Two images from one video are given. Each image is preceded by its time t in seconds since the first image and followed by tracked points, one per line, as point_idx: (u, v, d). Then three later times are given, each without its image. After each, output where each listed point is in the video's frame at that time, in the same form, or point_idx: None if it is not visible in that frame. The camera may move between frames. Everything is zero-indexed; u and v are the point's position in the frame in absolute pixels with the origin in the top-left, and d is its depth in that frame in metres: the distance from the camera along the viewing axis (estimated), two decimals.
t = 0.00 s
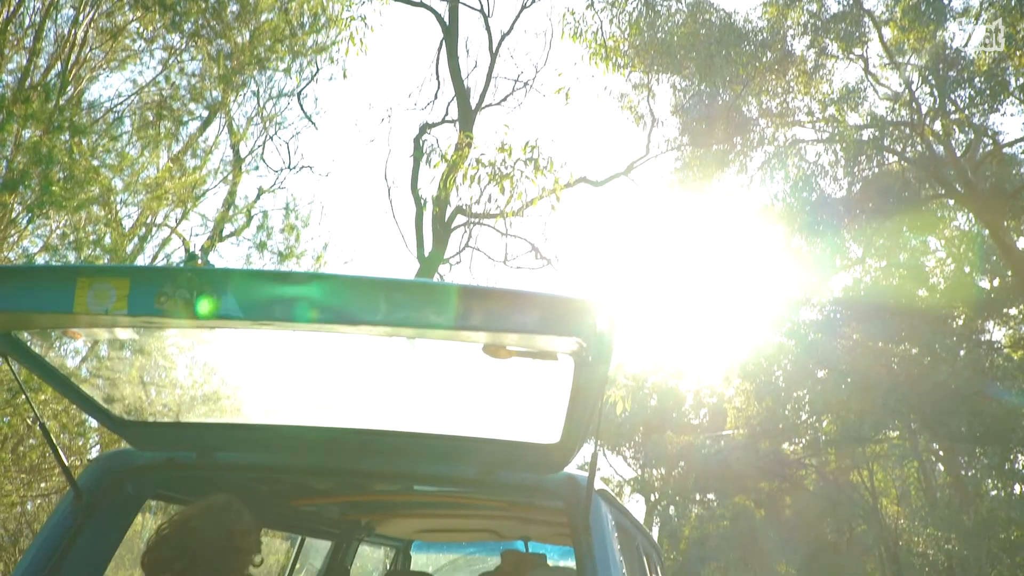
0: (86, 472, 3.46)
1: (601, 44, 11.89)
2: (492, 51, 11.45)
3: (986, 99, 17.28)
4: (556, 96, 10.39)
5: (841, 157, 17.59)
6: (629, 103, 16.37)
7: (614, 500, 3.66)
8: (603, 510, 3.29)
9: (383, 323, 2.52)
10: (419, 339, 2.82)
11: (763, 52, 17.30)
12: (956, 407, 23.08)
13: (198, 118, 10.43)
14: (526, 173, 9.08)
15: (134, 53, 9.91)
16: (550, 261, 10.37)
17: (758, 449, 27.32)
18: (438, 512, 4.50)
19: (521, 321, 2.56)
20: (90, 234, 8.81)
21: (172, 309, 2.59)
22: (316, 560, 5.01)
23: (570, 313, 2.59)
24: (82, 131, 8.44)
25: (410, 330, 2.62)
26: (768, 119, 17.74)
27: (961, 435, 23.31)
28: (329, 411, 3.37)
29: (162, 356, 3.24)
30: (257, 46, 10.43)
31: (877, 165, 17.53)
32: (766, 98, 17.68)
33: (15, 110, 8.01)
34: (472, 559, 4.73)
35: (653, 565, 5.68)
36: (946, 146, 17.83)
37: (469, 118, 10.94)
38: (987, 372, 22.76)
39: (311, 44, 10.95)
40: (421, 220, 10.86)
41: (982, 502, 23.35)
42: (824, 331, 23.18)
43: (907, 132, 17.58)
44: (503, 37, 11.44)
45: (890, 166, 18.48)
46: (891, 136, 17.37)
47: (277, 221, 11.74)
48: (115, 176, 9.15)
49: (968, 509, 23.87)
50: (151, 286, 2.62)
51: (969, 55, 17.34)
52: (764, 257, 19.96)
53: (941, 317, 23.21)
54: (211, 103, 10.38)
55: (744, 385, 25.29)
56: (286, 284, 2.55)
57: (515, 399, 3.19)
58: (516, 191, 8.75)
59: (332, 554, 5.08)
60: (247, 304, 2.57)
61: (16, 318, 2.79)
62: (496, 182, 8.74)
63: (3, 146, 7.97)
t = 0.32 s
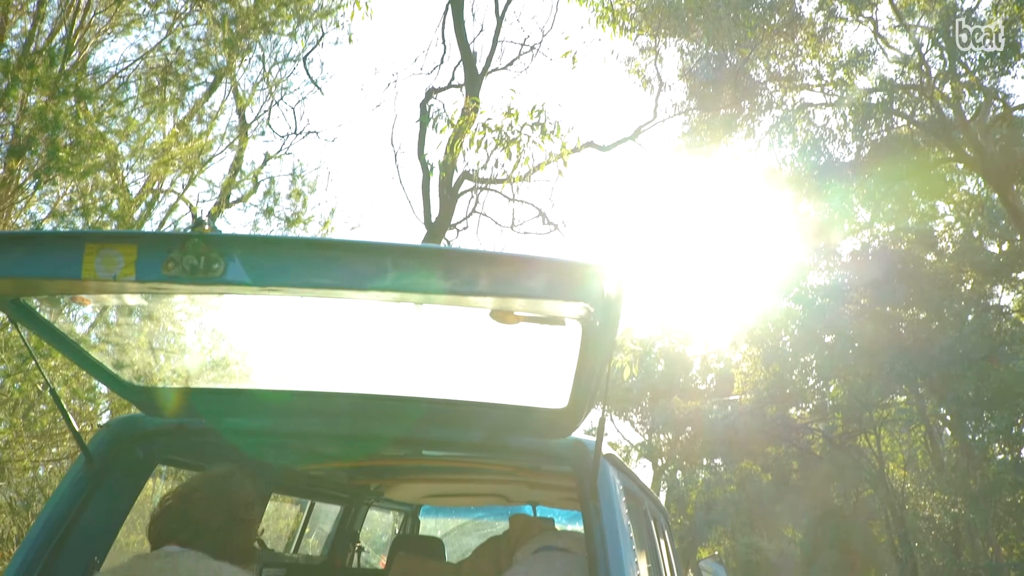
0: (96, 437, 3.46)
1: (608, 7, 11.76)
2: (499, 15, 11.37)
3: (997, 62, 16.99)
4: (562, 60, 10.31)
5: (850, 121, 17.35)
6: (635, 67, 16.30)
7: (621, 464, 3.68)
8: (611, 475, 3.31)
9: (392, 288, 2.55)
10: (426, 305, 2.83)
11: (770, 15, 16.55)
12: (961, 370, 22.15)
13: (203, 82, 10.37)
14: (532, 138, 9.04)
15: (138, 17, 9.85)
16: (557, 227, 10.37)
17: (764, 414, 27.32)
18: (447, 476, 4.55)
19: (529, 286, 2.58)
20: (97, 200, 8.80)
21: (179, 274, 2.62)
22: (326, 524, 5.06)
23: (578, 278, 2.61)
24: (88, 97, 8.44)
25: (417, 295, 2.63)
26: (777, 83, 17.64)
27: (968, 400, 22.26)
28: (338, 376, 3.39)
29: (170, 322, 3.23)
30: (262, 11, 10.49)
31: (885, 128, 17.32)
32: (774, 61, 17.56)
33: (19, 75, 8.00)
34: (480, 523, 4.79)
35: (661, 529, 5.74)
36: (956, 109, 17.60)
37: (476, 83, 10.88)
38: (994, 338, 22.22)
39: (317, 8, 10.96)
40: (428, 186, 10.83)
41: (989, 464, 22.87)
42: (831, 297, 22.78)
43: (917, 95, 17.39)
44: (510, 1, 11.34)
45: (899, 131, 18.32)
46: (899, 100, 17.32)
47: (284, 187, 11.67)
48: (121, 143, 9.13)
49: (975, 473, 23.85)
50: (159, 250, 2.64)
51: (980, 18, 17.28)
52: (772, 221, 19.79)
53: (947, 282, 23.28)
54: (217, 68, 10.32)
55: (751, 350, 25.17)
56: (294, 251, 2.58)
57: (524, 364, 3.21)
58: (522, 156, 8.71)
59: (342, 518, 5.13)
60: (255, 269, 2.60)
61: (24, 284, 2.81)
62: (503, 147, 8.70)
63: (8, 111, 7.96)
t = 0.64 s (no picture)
0: (105, 401, 3.47)
1: None
2: None
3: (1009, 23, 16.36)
4: (569, 23, 10.26)
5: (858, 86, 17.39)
6: (642, 31, 16.16)
7: (628, 427, 3.70)
8: (617, 439, 3.30)
9: (397, 253, 2.57)
10: (433, 270, 2.83)
11: None
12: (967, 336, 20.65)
13: (209, 48, 10.32)
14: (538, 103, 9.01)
15: None
16: (563, 193, 10.37)
17: (770, 378, 27.12)
18: (460, 441, 4.63)
19: (538, 252, 2.61)
20: (102, 165, 8.74)
21: (186, 240, 2.63)
22: (334, 488, 5.09)
23: (586, 241, 2.62)
24: (92, 62, 8.40)
25: (424, 260, 2.66)
26: (784, 47, 17.66)
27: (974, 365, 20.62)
28: (347, 340, 3.42)
29: (177, 287, 3.26)
30: None
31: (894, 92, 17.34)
32: (781, 25, 17.40)
33: (23, 40, 7.96)
34: (486, 487, 4.96)
35: (666, 492, 5.80)
36: (964, 73, 17.56)
37: (481, 48, 10.82)
38: (1003, 304, 20.75)
39: None
40: (434, 151, 10.83)
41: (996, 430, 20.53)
42: (838, 262, 22.16)
43: (926, 59, 17.35)
44: None
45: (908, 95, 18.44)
46: (908, 63, 17.15)
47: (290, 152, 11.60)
48: (126, 108, 9.11)
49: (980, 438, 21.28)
50: (166, 216, 2.64)
51: None
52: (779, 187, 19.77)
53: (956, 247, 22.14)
54: (222, 33, 10.28)
55: (757, 316, 25.04)
56: (299, 217, 2.60)
57: (532, 329, 3.24)
58: (528, 121, 8.68)
59: (350, 481, 5.15)
60: (262, 235, 2.61)
61: (31, 250, 2.83)
62: (508, 113, 8.67)
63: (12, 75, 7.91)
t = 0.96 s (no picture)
0: (112, 368, 3.49)
1: None
2: None
3: None
4: None
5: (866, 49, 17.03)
6: None
7: (634, 394, 3.72)
8: (624, 405, 3.30)
9: (403, 220, 2.58)
10: (439, 236, 2.84)
11: None
12: (973, 301, 19.90)
13: (212, 13, 10.27)
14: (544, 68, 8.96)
15: None
16: (569, 158, 10.34)
17: (776, 345, 27.01)
18: (466, 407, 4.66)
19: (543, 217, 2.60)
20: (106, 132, 8.72)
21: (191, 206, 2.64)
22: (341, 454, 5.11)
23: (592, 206, 2.62)
24: (95, 27, 8.36)
25: (430, 226, 2.68)
26: (792, 12, 17.30)
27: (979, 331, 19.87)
28: (352, 307, 3.43)
29: (184, 255, 3.27)
30: None
31: (903, 57, 16.77)
32: None
33: (26, 5, 7.89)
34: (492, 453, 5.00)
35: (672, 460, 5.82)
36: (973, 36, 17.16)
37: (486, 12, 10.74)
38: (1010, 270, 19.96)
39: None
40: (439, 117, 10.79)
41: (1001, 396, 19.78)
42: (845, 228, 21.75)
43: (935, 22, 16.73)
44: None
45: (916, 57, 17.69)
46: (918, 27, 16.42)
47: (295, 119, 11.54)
48: (130, 74, 9.09)
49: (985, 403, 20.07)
50: (171, 181, 2.65)
51: None
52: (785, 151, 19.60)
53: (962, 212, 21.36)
54: None
55: (763, 282, 24.95)
56: (304, 184, 2.60)
57: (539, 294, 3.24)
58: (534, 87, 8.63)
59: (356, 447, 5.18)
60: (268, 202, 2.62)
61: (36, 216, 2.83)
62: (514, 78, 8.62)
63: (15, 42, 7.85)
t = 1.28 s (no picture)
0: (117, 337, 3.50)
1: None
2: None
3: None
4: None
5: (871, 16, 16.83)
6: None
7: (640, 361, 3.71)
8: (628, 372, 3.30)
9: (406, 187, 2.58)
10: (443, 205, 2.84)
11: None
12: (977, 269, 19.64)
13: None
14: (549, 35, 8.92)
15: None
16: (572, 126, 10.34)
17: (780, 313, 26.97)
18: (469, 375, 4.67)
19: (545, 184, 2.62)
20: (108, 101, 8.71)
21: (195, 174, 2.64)
22: (346, 423, 5.20)
23: (593, 174, 2.62)
24: None
25: (434, 195, 2.68)
26: None
27: (983, 299, 19.61)
28: (356, 276, 3.44)
29: (187, 225, 3.27)
30: None
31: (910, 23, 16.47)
32: None
33: None
34: (497, 421, 5.02)
35: (677, 428, 5.83)
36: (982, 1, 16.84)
37: None
38: (1016, 237, 19.45)
39: None
40: (442, 85, 10.75)
41: (1005, 363, 19.74)
42: (849, 195, 21.61)
43: None
44: None
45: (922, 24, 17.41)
46: None
47: (298, 87, 11.47)
48: (131, 42, 9.03)
49: (989, 372, 20.04)
50: (174, 150, 2.65)
51: None
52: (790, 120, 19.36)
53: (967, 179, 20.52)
54: None
55: (768, 250, 24.81)
56: (309, 153, 2.60)
57: (543, 261, 3.23)
58: (537, 55, 8.58)
59: (360, 418, 5.27)
60: (271, 171, 2.62)
61: (40, 185, 2.83)
62: (518, 46, 8.57)
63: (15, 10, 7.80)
